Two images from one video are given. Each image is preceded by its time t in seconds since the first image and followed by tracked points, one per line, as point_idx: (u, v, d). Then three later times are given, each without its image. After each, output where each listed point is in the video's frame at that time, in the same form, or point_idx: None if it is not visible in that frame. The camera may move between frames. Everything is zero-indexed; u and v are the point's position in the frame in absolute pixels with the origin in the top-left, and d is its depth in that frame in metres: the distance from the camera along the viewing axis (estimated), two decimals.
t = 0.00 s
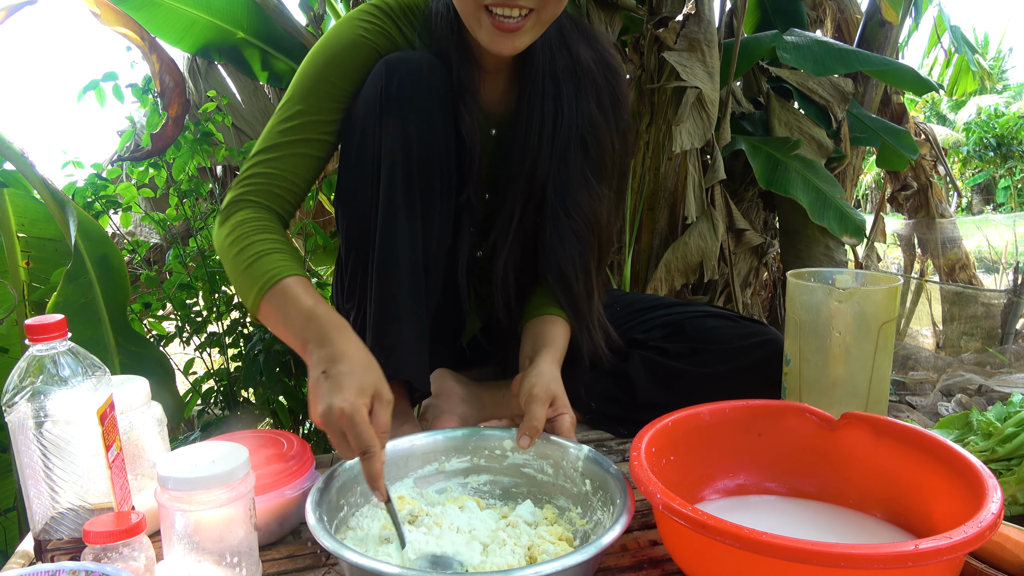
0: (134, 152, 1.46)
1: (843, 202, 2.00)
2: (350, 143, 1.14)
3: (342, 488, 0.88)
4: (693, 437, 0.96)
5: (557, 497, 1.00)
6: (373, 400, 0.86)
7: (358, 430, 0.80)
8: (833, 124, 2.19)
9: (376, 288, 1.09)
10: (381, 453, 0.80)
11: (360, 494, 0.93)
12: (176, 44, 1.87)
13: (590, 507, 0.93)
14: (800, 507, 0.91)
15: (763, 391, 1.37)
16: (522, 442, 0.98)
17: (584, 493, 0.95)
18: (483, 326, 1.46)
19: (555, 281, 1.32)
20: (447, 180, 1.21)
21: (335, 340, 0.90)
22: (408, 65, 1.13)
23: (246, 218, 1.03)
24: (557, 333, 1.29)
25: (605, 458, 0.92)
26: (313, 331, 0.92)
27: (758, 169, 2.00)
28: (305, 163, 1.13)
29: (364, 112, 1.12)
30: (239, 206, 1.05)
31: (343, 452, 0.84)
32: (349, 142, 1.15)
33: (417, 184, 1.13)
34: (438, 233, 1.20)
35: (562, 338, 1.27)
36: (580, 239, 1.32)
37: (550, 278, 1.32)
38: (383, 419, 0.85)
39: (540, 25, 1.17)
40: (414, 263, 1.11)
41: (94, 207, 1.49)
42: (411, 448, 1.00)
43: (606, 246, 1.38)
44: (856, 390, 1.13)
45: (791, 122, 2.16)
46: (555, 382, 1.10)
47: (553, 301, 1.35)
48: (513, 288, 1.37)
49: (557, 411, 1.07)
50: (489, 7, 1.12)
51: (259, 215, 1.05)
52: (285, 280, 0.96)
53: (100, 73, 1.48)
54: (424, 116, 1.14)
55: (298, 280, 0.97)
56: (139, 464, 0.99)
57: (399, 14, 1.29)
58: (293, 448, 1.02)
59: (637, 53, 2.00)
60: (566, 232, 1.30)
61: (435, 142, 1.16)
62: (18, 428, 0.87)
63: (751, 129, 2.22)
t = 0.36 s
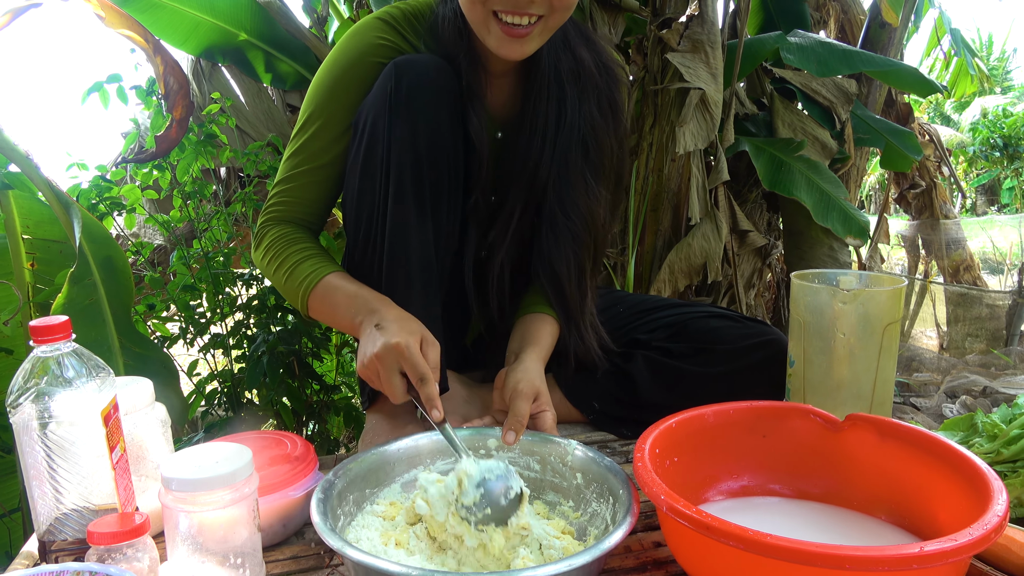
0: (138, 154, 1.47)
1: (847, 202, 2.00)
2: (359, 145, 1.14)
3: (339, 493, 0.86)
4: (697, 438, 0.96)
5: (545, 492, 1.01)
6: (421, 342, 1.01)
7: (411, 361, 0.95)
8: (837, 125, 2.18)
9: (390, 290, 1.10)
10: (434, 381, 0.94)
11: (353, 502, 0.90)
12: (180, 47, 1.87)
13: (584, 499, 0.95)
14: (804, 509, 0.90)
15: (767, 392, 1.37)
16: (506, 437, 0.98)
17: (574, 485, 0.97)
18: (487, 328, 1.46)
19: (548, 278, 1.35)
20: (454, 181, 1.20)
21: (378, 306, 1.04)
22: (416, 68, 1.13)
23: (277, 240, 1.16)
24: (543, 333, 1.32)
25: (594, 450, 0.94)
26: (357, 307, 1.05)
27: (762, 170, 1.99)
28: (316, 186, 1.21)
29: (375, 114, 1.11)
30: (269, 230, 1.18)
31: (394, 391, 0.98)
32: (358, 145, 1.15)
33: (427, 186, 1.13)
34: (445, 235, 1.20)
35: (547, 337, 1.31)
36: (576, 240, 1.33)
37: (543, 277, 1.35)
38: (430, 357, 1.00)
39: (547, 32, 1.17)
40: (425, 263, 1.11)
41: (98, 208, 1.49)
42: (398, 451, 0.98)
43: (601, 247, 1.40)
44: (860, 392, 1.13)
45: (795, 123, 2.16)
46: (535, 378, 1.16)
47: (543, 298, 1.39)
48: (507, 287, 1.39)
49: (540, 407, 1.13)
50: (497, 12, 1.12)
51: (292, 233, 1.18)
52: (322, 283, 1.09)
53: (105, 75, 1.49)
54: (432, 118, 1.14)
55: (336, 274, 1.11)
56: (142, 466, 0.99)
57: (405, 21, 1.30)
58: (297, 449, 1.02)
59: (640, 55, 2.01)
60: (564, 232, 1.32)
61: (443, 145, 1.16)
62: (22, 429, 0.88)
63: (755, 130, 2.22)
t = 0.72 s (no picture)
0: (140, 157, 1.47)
1: (849, 202, 2.00)
2: (360, 146, 1.15)
3: (342, 497, 0.85)
4: (699, 440, 0.96)
5: (547, 495, 1.01)
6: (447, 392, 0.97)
7: (440, 414, 0.90)
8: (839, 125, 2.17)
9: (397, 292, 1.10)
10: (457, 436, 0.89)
11: (356, 506, 0.89)
12: (181, 49, 1.87)
13: (587, 501, 0.95)
14: (806, 510, 0.90)
15: (769, 393, 1.37)
16: (508, 439, 0.98)
17: (577, 488, 0.97)
18: (488, 329, 1.46)
19: (555, 280, 1.34)
20: (454, 182, 1.20)
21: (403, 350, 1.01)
22: (415, 70, 1.13)
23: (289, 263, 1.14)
24: (545, 334, 1.31)
25: (599, 453, 0.94)
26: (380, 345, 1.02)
27: (763, 170, 1.99)
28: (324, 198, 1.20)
29: (374, 115, 1.11)
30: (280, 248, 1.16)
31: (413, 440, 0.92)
32: (358, 146, 1.15)
33: (428, 187, 1.14)
34: (446, 236, 1.20)
35: (548, 337, 1.31)
36: (582, 240, 1.33)
37: (550, 278, 1.35)
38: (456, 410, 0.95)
39: (546, 33, 1.17)
40: (433, 268, 1.12)
41: (101, 211, 1.50)
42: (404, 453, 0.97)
43: (605, 249, 1.40)
44: (862, 392, 1.13)
45: (796, 124, 2.16)
46: (537, 379, 1.14)
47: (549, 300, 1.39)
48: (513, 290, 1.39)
49: (542, 409, 1.11)
50: (497, 13, 1.12)
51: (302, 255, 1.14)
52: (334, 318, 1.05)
53: (107, 78, 1.49)
54: (431, 119, 1.14)
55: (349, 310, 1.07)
56: (144, 468, 1.00)
57: (401, 23, 1.30)
58: (299, 451, 1.03)
59: (641, 55, 2.01)
60: (567, 231, 1.31)
61: (443, 147, 1.16)
62: (25, 431, 0.88)
63: (756, 130, 2.21)
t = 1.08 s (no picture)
0: (141, 159, 1.47)
1: (851, 204, 2.00)
2: (359, 148, 1.15)
3: (341, 503, 0.84)
4: (700, 443, 0.96)
5: (548, 497, 1.01)
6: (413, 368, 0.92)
7: (402, 389, 0.86)
8: (841, 127, 2.17)
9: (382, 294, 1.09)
10: (421, 415, 0.86)
11: (356, 512, 0.89)
12: (183, 52, 1.88)
13: (588, 502, 0.95)
14: (808, 514, 0.90)
15: (771, 395, 1.36)
16: (507, 443, 0.98)
17: (577, 489, 0.97)
18: (489, 331, 1.45)
19: (552, 281, 1.34)
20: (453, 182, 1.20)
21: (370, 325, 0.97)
22: (413, 71, 1.13)
23: (280, 256, 1.13)
24: (542, 338, 1.31)
25: (597, 453, 0.95)
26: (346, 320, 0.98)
27: (765, 172, 1.99)
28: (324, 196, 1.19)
29: (374, 116, 1.11)
30: (276, 245, 1.16)
31: (373, 414, 0.86)
32: (357, 148, 1.15)
33: (427, 188, 1.14)
34: (444, 236, 1.20)
35: (546, 342, 1.30)
36: (579, 244, 1.33)
37: (547, 281, 1.35)
38: (422, 387, 0.90)
39: (540, 30, 1.17)
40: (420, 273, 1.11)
41: (102, 213, 1.50)
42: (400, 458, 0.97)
43: (602, 250, 1.40)
44: (864, 395, 1.12)
45: (798, 125, 2.15)
46: (533, 382, 1.14)
47: (549, 304, 1.39)
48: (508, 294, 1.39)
49: (539, 411, 1.11)
50: (491, 11, 1.12)
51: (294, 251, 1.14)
52: (310, 301, 1.03)
53: (109, 80, 1.49)
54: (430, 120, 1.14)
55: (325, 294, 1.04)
56: (145, 470, 1.00)
57: (399, 26, 1.30)
58: (300, 453, 1.02)
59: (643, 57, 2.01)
60: (566, 231, 1.31)
61: (442, 148, 1.16)
62: (26, 435, 0.89)
63: (758, 132, 2.20)
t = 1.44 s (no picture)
0: (141, 162, 1.47)
1: (851, 205, 1.99)
2: (357, 149, 1.15)
3: (334, 514, 0.84)
4: (700, 444, 0.95)
5: (537, 496, 1.01)
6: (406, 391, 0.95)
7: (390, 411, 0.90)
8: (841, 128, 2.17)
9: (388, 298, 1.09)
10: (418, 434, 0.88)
11: (348, 522, 0.87)
12: (183, 54, 1.88)
13: (578, 498, 0.95)
14: (809, 515, 0.90)
15: (772, 396, 1.36)
16: (494, 445, 0.96)
17: (567, 486, 0.97)
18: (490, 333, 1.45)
19: (551, 283, 1.33)
20: (451, 185, 1.20)
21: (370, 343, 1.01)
22: (412, 73, 1.13)
23: (283, 255, 1.16)
24: (530, 338, 1.31)
25: (586, 450, 0.95)
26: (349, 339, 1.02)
27: (765, 173, 1.98)
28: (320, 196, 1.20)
29: (370, 119, 1.11)
30: (279, 242, 1.18)
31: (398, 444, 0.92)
32: (354, 150, 1.16)
33: (424, 190, 1.14)
34: (443, 238, 1.20)
35: (529, 341, 1.30)
36: (580, 244, 1.33)
37: (546, 283, 1.34)
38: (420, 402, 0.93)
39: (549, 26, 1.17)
40: (423, 274, 1.12)
41: (103, 216, 1.49)
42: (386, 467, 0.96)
43: (602, 251, 1.40)
44: (864, 397, 1.12)
45: (799, 126, 2.15)
46: (517, 382, 1.13)
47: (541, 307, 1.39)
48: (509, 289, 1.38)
49: (522, 411, 1.09)
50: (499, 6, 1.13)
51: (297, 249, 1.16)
52: (319, 306, 1.07)
53: (109, 82, 1.49)
54: (428, 123, 1.14)
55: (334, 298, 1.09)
56: (145, 473, 1.00)
57: (402, 26, 1.30)
58: (300, 456, 1.02)
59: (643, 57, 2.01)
60: (565, 234, 1.31)
61: (439, 151, 1.16)
62: (26, 437, 0.89)
63: (758, 132, 2.20)
